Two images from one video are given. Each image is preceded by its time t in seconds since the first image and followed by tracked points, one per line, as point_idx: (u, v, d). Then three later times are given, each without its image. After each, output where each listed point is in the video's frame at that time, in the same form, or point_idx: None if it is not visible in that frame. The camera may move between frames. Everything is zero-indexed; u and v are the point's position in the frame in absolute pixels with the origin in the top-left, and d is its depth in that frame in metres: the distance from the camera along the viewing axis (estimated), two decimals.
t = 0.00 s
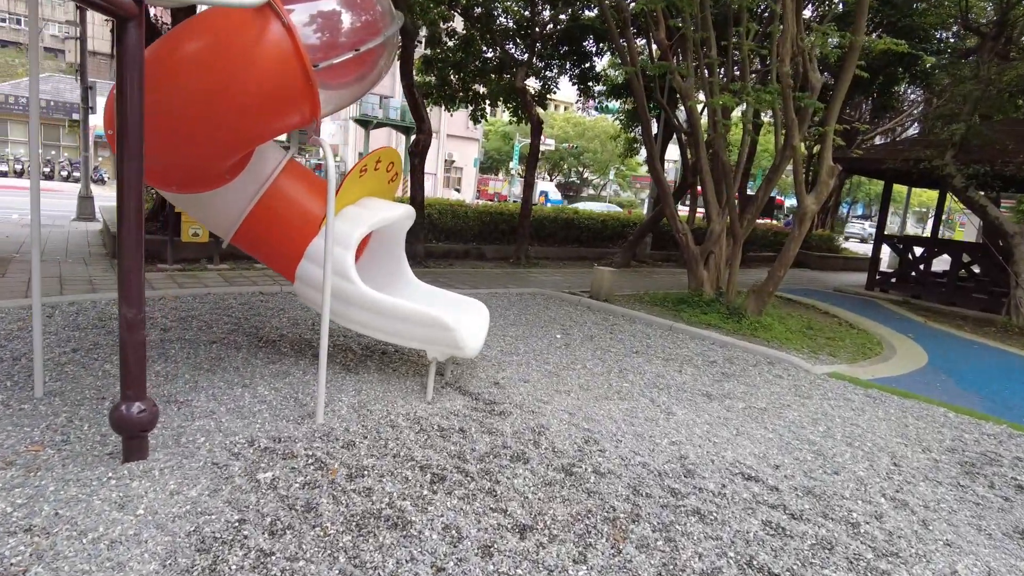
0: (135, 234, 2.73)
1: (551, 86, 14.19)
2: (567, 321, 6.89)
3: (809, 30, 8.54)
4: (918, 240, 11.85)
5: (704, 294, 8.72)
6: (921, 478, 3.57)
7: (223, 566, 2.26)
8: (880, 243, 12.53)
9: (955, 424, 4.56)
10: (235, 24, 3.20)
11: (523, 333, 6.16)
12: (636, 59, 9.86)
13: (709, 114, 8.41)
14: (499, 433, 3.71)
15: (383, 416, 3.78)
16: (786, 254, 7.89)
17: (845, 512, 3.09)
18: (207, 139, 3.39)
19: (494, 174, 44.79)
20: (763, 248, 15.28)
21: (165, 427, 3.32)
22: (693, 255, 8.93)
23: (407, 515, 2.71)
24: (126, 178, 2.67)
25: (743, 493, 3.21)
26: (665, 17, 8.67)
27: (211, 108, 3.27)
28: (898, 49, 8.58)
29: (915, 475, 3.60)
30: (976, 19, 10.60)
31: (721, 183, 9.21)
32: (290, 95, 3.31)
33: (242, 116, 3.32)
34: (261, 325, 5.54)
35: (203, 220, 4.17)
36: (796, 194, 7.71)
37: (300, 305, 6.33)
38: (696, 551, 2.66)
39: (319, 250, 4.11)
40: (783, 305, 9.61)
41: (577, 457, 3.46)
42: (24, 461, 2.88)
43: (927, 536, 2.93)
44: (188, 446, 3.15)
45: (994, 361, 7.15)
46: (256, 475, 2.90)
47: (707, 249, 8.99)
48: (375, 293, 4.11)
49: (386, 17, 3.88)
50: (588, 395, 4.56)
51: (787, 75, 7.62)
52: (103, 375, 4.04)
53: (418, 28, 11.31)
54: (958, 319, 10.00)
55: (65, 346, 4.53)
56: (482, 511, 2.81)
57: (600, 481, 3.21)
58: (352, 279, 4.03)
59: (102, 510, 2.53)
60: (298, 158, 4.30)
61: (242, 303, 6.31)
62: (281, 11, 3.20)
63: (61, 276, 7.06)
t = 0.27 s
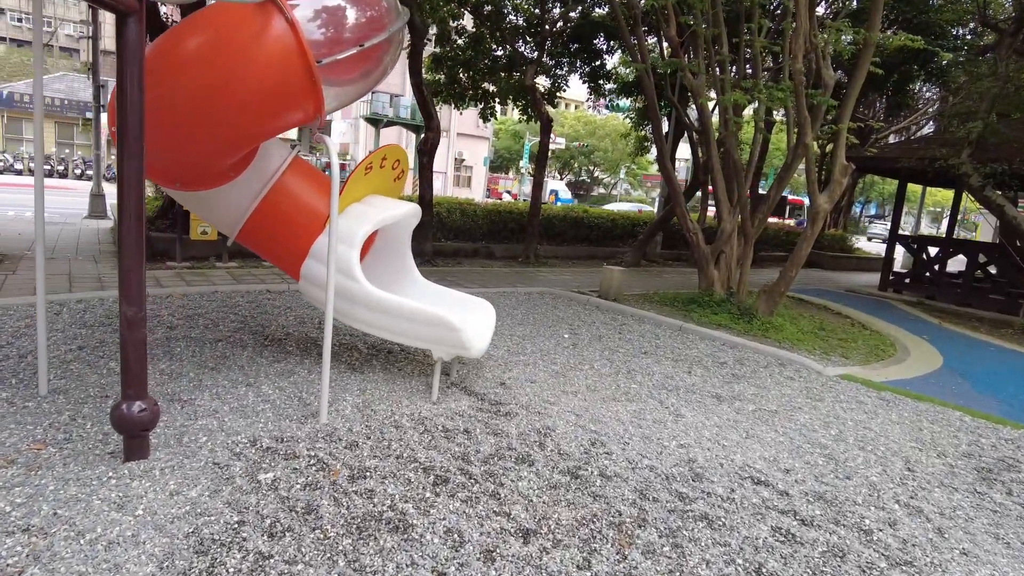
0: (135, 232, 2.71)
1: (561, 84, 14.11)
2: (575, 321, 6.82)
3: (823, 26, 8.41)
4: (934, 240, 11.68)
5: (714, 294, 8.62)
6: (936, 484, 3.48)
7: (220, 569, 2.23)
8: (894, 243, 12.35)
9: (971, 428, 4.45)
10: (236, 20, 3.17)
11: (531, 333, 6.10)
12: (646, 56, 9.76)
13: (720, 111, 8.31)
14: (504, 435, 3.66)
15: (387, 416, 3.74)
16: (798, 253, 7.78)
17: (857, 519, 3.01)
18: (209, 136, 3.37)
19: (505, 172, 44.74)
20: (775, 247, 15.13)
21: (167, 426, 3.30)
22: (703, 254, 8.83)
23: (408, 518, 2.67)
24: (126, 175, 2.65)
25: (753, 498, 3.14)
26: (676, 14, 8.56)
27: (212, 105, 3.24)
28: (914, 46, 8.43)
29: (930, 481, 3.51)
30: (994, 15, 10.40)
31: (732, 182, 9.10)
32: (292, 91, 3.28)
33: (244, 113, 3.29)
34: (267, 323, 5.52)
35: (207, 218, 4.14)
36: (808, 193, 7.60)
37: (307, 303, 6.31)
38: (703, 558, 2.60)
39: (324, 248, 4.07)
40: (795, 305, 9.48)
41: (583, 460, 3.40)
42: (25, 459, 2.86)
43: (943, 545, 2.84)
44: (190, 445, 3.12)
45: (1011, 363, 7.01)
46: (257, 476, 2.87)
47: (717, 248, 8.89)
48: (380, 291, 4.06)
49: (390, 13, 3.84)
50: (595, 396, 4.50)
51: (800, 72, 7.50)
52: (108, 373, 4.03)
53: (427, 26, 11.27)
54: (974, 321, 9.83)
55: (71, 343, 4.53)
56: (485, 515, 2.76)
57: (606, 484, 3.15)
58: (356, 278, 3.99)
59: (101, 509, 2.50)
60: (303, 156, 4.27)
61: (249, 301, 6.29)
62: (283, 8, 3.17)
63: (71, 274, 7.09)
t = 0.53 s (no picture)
0: (138, 232, 2.70)
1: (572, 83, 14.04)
2: (584, 322, 6.76)
3: (837, 24, 8.29)
4: (951, 240, 11.49)
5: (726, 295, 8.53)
6: (951, 491, 3.40)
7: (219, 571, 2.21)
8: (910, 243, 12.16)
9: (988, 433, 4.35)
10: (241, 20, 3.16)
11: (539, 333, 6.07)
12: (658, 55, 9.68)
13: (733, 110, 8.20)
14: (510, 437, 3.63)
15: (393, 417, 3.72)
16: (811, 254, 7.66)
17: (869, 526, 2.94)
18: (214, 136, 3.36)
19: (516, 172, 44.69)
20: (789, 247, 14.96)
21: (173, 426, 3.30)
22: (715, 255, 8.74)
23: (411, 522, 2.64)
24: (130, 175, 2.64)
25: (761, 503, 3.08)
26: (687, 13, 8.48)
27: (218, 104, 3.23)
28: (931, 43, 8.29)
29: (945, 488, 3.43)
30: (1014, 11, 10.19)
31: (745, 182, 9.00)
32: (297, 91, 3.26)
33: (250, 112, 3.29)
34: (275, 323, 5.52)
35: (214, 218, 4.14)
36: (821, 193, 7.49)
37: (315, 303, 6.31)
38: (710, 566, 2.54)
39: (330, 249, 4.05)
40: (808, 306, 9.36)
41: (590, 464, 3.36)
42: (29, 460, 2.86)
43: (957, 554, 2.77)
44: (194, 446, 3.11)
45: None
46: (260, 478, 2.86)
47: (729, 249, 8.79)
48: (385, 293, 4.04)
49: (397, 11, 3.82)
50: (603, 398, 4.45)
51: (814, 70, 7.38)
52: (116, 372, 4.04)
53: (438, 26, 11.26)
54: (992, 323, 9.65)
55: (80, 342, 4.55)
56: (488, 519, 2.73)
57: (612, 489, 3.10)
58: (362, 279, 3.97)
59: (103, 511, 2.50)
60: (310, 155, 4.26)
61: (258, 301, 6.31)
62: (288, 6, 3.15)
63: (83, 273, 7.15)
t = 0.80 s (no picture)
0: (135, 232, 2.70)
1: (577, 82, 14.00)
2: (587, 322, 6.73)
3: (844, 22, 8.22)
4: (959, 240, 11.38)
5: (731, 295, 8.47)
6: (956, 494, 3.35)
7: (212, 571, 2.20)
8: (919, 243, 12.05)
9: (995, 436, 4.29)
10: (239, 18, 3.15)
11: (541, 333, 6.04)
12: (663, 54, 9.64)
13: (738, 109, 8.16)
14: (509, 437, 3.61)
15: (391, 417, 3.71)
16: (817, 254, 7.59)
17: (871, 530, 2.90)
18: (213, 135, 3.36)
19: (523, 172, 44.67)
20: (796, 247, 14.87)
21: (171, 426, 3.30)
22: (720, 255, 8.68)
23: (406, 523, 2.62)
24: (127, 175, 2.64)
25: (762, 505, 3.04)
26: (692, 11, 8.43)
27: (216, 103, 3.23)
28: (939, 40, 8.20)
29: (949, 490, 3.38)
30: None
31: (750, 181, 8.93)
32: (296, 90, 3.26)
33: (249, 111, 3.28)
34: (277, 322, 5.52)
35: (215, 218, 4.14)
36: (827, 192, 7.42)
37: (317, 302, 6.31)
38: (708, 569, 2.51)
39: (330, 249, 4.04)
40: (814, 306, 9.29)
41: (589, 465, 3.33)
42: (26, 458, 2.87)
43: (961, 559, 2.72)
44: (191, 446, 3.11)
45: None
46: (256, 478, 2.85)
47: (735, 249, 8.73)
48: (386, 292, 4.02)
49: (398, 10, 3.81)
50: (604, 399, 4.42)
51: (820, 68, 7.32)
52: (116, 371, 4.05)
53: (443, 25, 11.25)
54: (1001, 323, 9.54)
55: (82, 341, 4.56)
56: (484, 520, 2.70)
57: (611, 490, 3.07)
58: (362, 279, 3.95)
59: (98, 510, 2.49)
60: (310, 155, 4.25)
61: (260, 300, 6.31)
62: (286, 5, 3.14)
63: (88, 272, 7.18)
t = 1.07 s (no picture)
0: (131, 231, 2.69)
1: (580, 81, 13.97)
2: (588, 321, 6.71)
3: (847, 19, 8.18)
4: (963, 239, 11.32)
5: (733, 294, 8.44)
6: (957, 495, 3.33)
7: (206, 571, 2.20)
8: (923, 242, 12.00)
9: (998, 436, 4.26)
10: (237, 17, 3.14)
11: (542, 333, 6.02)
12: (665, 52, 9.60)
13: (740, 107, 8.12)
14: (507, 437, 3.59)
15: (389, 417, 3.70)
16: (820, 253, 7.55)
17: (871, 531, 2.88)
18: (211, 134, 3.35)
19: (526, 171, 44.65)
20: (799, 246, 14.81)
21: (168, 425, 3.30)
22: (722, 254, 8.64)
23: (401, 523, 2.61)
24: (123, 174, 2.64)
25: (760, 506, 3.02)
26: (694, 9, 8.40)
27: (215, 102, 3.22)
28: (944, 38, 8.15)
29: (950, 491, 3.36)
30: None
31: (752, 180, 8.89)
32: (293, 88, 3.25)
33: (247, 110, 3.28)
34: (277, 322, 5.52)
35: (214, 217, 4.14)
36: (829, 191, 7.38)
37: (317, 301, 6.30)
38: (705, 571, 2.49)
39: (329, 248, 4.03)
40: (818, 306, 9.25)
41: (587, 465, 3.31)
42: (23, 457, 2.87)
43: (961, 561, 2.70)
44: (188, 445, 3.10)
45: None
46: (252, 477, 2.84)
47: (737, 248, 8.69)
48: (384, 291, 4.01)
49: (396, 9, 3.81)
50: (603, 399, 4.40)
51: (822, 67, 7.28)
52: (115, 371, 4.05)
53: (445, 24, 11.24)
54: (1006, 323, 9.48)
55: (82, 341, 4.57)
56: (481, 520, 2.69)
57: (609, 490, 3.06)
58: (360, 278, 3.94)
59: (93, 509, 2.49)
60: (309, 153, 4.24)
61: (261, 299, 6.31)
62: (283, 3, 3.14)
63: (90, 271, 7.19)
